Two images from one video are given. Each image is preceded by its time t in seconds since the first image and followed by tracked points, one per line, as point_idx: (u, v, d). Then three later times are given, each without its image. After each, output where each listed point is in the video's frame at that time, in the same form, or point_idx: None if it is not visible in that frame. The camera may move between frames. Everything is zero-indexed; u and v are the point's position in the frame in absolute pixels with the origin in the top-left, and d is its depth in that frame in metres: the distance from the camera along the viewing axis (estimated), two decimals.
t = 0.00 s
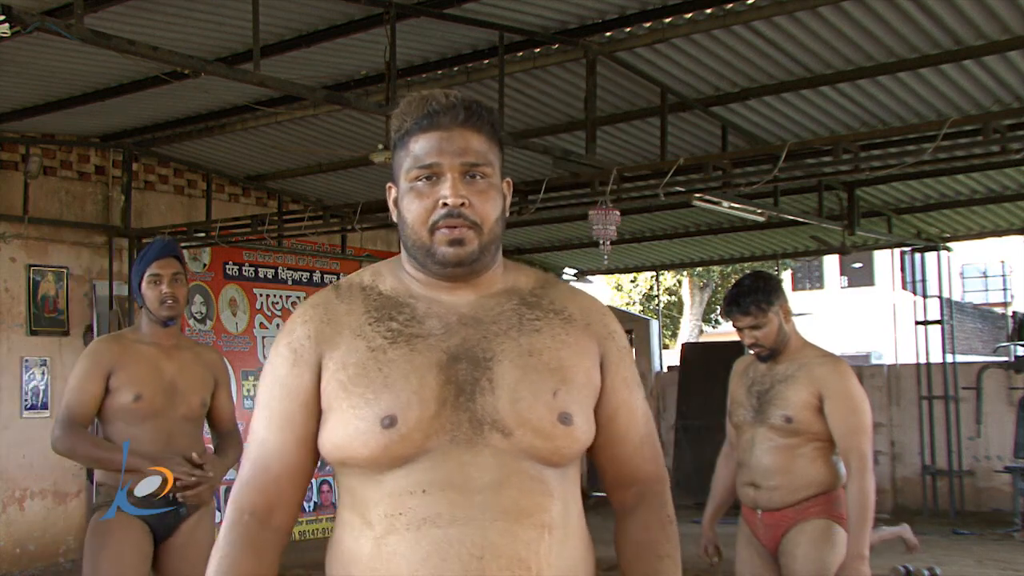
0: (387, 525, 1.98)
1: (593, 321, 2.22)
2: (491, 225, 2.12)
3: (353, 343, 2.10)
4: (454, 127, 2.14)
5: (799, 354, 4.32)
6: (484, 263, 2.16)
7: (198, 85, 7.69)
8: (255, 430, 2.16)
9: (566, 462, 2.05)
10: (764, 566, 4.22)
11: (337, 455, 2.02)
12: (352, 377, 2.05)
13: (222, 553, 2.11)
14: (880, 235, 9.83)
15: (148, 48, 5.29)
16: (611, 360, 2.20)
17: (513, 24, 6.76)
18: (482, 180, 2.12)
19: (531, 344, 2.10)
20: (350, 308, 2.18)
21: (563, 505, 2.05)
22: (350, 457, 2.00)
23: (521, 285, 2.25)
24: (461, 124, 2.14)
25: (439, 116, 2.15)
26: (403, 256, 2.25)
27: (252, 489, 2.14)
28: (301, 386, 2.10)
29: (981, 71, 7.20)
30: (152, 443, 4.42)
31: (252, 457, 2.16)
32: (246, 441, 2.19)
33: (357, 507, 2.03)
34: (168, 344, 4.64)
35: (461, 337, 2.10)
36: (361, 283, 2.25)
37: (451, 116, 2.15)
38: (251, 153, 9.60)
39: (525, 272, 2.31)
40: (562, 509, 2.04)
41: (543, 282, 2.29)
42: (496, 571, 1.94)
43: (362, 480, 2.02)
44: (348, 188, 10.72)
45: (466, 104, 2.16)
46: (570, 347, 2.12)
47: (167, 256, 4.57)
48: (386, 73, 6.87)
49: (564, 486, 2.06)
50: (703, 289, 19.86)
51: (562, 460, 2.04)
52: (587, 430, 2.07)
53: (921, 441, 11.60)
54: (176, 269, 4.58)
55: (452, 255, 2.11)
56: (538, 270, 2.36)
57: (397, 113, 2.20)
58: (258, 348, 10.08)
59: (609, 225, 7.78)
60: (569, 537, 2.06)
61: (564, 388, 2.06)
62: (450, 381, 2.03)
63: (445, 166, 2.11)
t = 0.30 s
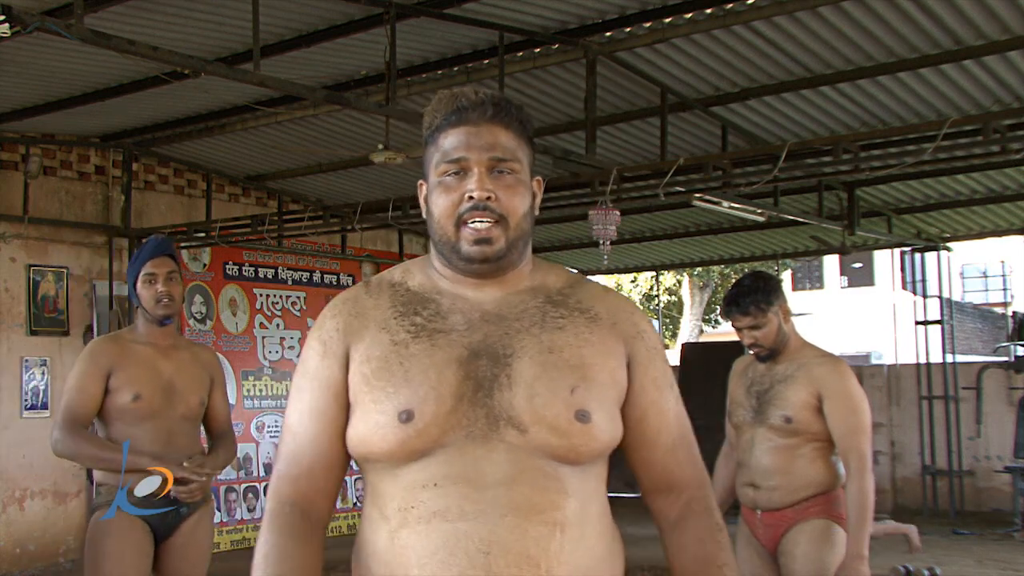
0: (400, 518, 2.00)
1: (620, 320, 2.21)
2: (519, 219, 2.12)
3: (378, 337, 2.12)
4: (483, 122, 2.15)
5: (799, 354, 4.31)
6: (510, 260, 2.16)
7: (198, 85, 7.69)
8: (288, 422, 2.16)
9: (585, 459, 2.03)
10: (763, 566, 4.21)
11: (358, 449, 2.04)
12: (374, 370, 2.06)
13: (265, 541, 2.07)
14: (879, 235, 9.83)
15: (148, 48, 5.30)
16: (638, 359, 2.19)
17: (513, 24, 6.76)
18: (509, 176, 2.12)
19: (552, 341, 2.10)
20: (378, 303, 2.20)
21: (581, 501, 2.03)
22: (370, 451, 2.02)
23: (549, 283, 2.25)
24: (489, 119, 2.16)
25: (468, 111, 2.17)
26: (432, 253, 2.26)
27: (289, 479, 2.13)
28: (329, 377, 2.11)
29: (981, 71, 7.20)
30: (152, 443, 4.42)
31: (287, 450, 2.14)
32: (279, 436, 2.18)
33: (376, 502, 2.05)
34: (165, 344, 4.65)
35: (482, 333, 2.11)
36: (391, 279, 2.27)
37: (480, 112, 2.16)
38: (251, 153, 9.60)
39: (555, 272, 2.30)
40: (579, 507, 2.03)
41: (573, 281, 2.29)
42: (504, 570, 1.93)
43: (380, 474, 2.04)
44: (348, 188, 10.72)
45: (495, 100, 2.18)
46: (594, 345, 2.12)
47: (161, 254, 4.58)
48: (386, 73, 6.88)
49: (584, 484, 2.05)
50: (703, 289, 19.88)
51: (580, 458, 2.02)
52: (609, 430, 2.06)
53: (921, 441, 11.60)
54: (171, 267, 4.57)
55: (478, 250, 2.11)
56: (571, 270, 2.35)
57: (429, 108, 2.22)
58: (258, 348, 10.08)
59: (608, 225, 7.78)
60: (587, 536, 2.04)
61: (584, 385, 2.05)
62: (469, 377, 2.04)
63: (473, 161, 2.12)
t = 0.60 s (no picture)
0: (437, 515, 2.00)
1: (655, 320, 2.21)
2: (557, 217, 2.13)
3: (416, 335, 2.12)
4: (520, 121, 2.16)
5: (798, 354, 4.31)
6: (548, 258, 2.16)
7: (198, 85, 7.69)
8: (326, 424, 2.16)
9: (623, 460, 2.04)
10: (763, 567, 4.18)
11: (396, 447, 2.05)
12: (413, 369, 2.07)
13: (315, 545, 2.10)
14: (880, 235, 9.83)
15: (148, 48, 5.29)
16: (675, 359, 2.19)
17: (513, 24, 6.76)
18: (547, 174, 2.13)
19: (589, 340, 2.11)
20: (415, 302, 2.20)
21: (618, 500, 2.03)
22: (408, 449, 2.02)
23: (585, 283, 2.26)
24: (527, 118, 2.17)
25: (506, 110, 2.18)
26: (469, 252, 2.26)
27: (333, 481, 2.14)
28: (367, 376, 2.11)
29: (981, 71, 7.20)
30: (150, 444, 4.42)
31: (327, 450, 2.14)
32: (318, 436, 2.18)
33: (411, 499, 2.05)
34: (161, 345, 4.65)
35: (520, 331, 2.12)
36: (426, 278, 2.27)
37: (517, 111, 2.17)
38: (251, 153, 9.60)
39: (591, 272, 2.31)
40: (616, 506, 2.03)
41: (608, 280, 2.29)
42: (540, 566, 1.93)
43: (418, 471, 2.04)
44: (348, 188, 10.72)
45: (532, 100, 2.19)
46: (630, 345, 2.12)
47: (157, 256, 4.58)
48: (386, 73, 6.88)
49: (620, 483, 2.05)
50: (703, 289, 19.88)
51: (617, 458, 2.03)
52: (644, 430, 2.06)
53: (921, 441, 11.60)
54: (167, 269, 4.59)
55: (515, 247, 2.11)
56: (605, 270, 2.35)
57: (466, 108, 2.23)
58: (258, 348, 10.07)
59: (608, 225, 7.77)
60: (622, 536, 2.03)
61: (621, 385, 2.05)
62: (507, 375, 2.04)
63: (510, 159, 2.12)
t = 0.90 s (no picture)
0: (463, 517, 2.02)
1: (684, 321, 2.19)
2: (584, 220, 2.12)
3: (442, 337, 2.13)
4: (548, 122, 2.16)
5: (798, 354, 4.31)
6: (575, 259, 2.16)
7: (198, 85, 7.69)
8: (351, 426, 2.18)
9: (649, 462, 2.02)
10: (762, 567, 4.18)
11: (421, 449, 2.06)
12: (438, 371, 2.08)
13: (325, 545, 2.11)
14: (880, 235, 9.83)
15: (148, 48, 5.29)
16: (702, 361, 2.17)
17: (513, 24, 6.76)
18: (574, 176, 2.12)
19: (615, 342, 2.10)
20: (441, 304, 2.21)
21: (645, 502, 2.02)
22: (434, 451, 2.04)
23: (613, 284, 2.25)
24: (554, 120, 2.17)
25: (534, 112, 2.18)
26: (496, 254, 2.27)
27: (352, 483, 2.15)
28: (393, 378, 2.13)
29: (981, 71, 7.20)
30: (146, 445, 4.42)
31: (350, 451, 2.17)
32: (342, 438, 2.20)
33: (437, 500, 2.07)
34: (156, 345, 4.65)
35: (546, 334, 2.12)
36: (454, 279, 2.28)
37: (545, 112, 2.17)
38: (251, 153, 9.60)
39: (619, 272, 2.30)
40: (643, 508, 2.02)
41: (636, 280, 2.28)
42: (567, 568, 1.94)
43: (444, 473, 2.05)
44: (348, 188, 10.72)
45: (560, 101, 2.18)
46: (657, 347, 2.11)
47: (151, 256, 4.58)
48: (386, 73, 6.88)
49: (648, 486, 2.04)
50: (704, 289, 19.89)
51: (644, 461, 2.01)
52: (672, 432, 2.05)
53: (921, 441, 11.60)
54: (162, 269, 4.60)
55: (542, 250, 2.11)
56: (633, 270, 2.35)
57: (494, 109, 2.23)
58: (258, 348, 10.07)
59: (609, 225, 7.76)
60: (651, 537, 2.03)
61: (647, 388, 2.04)
62: (534, 378, 2.04)
63: (538, 160, 2.12)
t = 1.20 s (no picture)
0: (455, 518, 2.01)
1: (683, 320, 2.17)
2: (582, 220, 2.12)
3: (437, 335, 2.13)
4: (547, 122, 2.16)
5: (798, 354, 4.31)
6: (572, 259, 2.15)
7: (198, 85, 7.69)
8: (348, 424, 2.19)
9: (644, 465, 2.00)
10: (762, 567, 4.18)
11: (416, 447, 2.06)
12: (433, 370, 2.08)
13: (329, 544, 2.12)
14: (880, 235, 9.83)
15: (148, 48, 5.29)
16: (702, 361, 2.15)
17: (514, 24, 6.76)
18: (572, 176, 2.12)
19: (610, 342, 2.08)
20: (438, 301, 2.21)
21: (639, 505, 2.00)
22: (428, 451, 2.03)
23: (611, 283, 2.23)
24: (554, 119, 2.16)
25: (534, 112, 2.18)
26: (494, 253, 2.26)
27: (351, 481, 2.16)
28: (389, 376, 2.14)
29: (981, 71, 7.20)
30: (141, 445, 4.42)
31: (348, 449, 2.18)
32: (341, 435, 2.21)
33: (431, 500, 2.07)
34: (153, 345, 4.66)
35: (542, 334, 2.10)
36: (452, 278, 2.28)
37: (545, 112, 2.17)
38: (252, 153, 9.60)
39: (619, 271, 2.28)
40: (637, 512, 2.00)
41: (636, 280, 2.25)
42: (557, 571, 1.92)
43: (438, 472, 2.05)
44: (348, 188, 10.73)
45: (559, 101, 2.18)
46: (654, 347, 2.08)
47: (149, 256, 4.58)
48: (386, 73, 6.88)
49: (643, 489, 2.02)
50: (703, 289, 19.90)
51: (638, 463, 1.99)
52: (668, 433, 2.02)
53: (921, 441, 11.60)
54: (160, 269, 4.58)
55: (539, 248, 2.10)
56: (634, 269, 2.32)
57: (494, 109, 2.23)
58: (258, 348, 10.07)
59: (609, 225, 7.76)
60: (646, 540, 2.01)
61: (642, 389, 2.02)
62: (529, 379, 2.03)
63: (536, 160, 2.12)
